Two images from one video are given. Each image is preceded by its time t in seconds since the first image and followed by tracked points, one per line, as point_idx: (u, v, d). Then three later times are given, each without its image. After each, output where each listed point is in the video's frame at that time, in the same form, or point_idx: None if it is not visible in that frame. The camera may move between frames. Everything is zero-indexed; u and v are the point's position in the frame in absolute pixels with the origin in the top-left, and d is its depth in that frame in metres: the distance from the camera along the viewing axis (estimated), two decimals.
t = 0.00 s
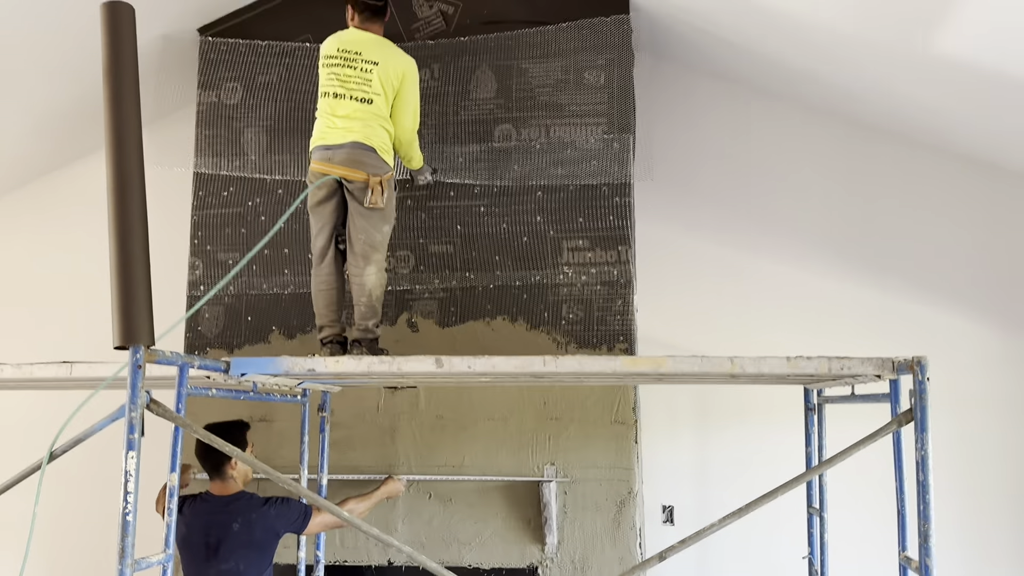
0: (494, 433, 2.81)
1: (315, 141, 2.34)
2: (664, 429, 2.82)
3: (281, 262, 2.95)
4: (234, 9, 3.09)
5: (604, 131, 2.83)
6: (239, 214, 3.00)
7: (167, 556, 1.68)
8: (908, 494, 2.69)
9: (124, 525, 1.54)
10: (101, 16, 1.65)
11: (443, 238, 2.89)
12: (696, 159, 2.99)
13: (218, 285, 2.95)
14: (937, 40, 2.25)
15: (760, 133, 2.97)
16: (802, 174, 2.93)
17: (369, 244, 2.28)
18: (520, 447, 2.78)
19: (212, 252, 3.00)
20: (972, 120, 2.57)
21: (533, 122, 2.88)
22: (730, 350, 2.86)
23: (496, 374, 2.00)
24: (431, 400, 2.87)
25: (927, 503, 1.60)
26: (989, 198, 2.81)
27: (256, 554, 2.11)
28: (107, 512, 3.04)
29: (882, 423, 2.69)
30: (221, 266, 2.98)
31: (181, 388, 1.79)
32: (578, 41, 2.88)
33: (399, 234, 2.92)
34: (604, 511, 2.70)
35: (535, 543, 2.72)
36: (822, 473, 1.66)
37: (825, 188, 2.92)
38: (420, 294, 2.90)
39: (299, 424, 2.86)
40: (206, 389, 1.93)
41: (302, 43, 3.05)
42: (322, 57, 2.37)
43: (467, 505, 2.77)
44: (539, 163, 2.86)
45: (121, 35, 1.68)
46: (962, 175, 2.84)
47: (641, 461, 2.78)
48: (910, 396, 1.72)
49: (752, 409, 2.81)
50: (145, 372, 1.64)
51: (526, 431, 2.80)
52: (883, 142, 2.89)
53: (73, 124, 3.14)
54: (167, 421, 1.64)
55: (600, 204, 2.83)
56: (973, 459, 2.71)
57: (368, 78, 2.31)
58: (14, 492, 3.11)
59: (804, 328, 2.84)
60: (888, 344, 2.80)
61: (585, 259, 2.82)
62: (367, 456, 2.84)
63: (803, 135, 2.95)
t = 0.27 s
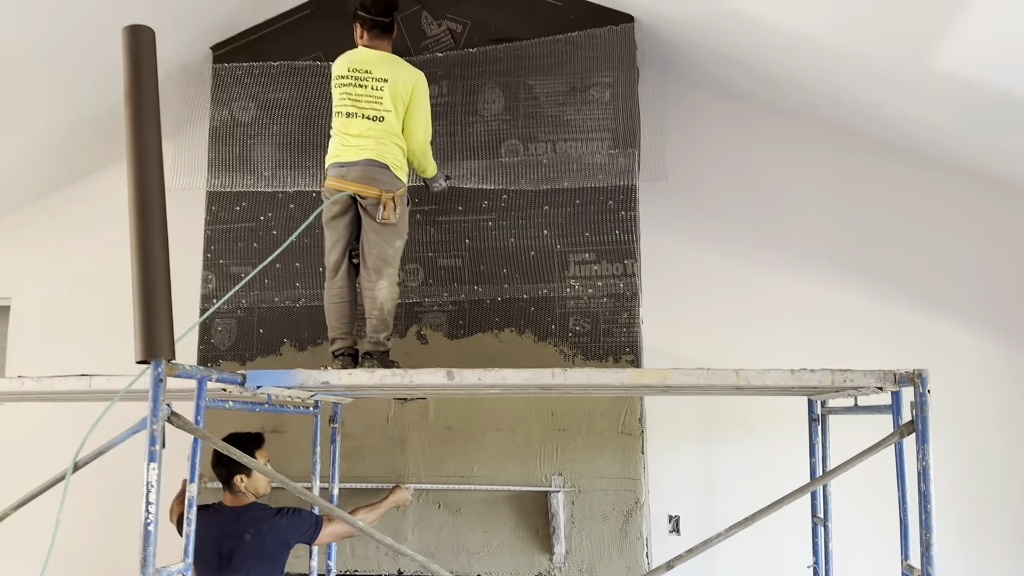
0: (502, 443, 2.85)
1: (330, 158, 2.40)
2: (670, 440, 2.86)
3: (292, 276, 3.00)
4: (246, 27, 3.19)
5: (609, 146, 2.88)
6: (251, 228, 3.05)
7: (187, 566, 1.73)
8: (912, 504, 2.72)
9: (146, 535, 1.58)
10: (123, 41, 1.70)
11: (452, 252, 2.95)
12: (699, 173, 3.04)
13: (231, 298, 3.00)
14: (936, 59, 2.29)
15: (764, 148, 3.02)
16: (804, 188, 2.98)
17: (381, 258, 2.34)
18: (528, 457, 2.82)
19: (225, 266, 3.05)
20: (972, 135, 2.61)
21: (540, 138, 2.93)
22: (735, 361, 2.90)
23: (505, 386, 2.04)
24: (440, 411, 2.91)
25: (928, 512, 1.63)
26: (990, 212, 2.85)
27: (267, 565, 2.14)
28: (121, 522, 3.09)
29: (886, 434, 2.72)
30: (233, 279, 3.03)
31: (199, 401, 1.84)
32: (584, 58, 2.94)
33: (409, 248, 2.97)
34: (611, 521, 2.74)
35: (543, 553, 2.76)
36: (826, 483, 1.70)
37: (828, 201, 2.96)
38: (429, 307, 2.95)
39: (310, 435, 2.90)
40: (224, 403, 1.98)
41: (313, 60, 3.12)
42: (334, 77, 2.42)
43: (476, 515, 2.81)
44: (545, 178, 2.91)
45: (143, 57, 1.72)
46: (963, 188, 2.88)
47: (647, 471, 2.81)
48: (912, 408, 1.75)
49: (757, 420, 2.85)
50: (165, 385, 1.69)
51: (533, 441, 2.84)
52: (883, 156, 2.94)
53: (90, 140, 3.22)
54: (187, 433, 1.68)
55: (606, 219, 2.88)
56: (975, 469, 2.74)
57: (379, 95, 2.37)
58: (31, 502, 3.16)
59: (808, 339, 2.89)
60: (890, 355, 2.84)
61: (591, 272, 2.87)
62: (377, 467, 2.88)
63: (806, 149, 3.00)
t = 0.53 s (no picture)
0: (512, 451, 2.89)
1: (346, 171, 2.45)
2: (677, 447, 2.90)
3: (305, 286, 3.05)
4: (260, 42, 3.27)
5: (617, 158, 2.94)
6: (265, 239, 3.11)
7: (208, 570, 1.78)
8: (917, 510, 2.76)
9: (171, 540, 1.63)
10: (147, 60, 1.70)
11: (462, 262, 3.00)
12: (705, 185, 3.09)
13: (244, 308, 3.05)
14: (937, 74, 2.34)
15: (769, 160, 3.07)
16: (809, 199, 3.03)
17: (397, 269, 2.39)
18: (537, 465, 2.86)
19: (239, 276, 3.10)
20: (973, 148, 2.66)
21: (549, 150, 2.98)
22: (741, 369, 2.95)
23: (517, 395, 2.08)
24: (450, 419, 2.95)
25: (932, 517, 1.67)
26: (993, 223, 2.89)
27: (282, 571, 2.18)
28: (135, 528, 3.14)
29: (891, 441, 2.76)
30: (248, 289, 3.08)
31: (221, 409, 1.88)
32: (592, 73, 3.00)
33: (420, 259, 3.02)
34: (620, 527, 2.78)
35: (553, 559, 2.79)
36: (833, 489, 1.73)
37: (832, 211, 3.01)
38: (440, 317, 3.00)
39: (322, 443, 2.95)
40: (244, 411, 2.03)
41: (326, 75, 3.19)
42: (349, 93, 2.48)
43: (486, 522, 2.85)
44: (554, 189, 2.97)
45: (167, 77, 1.73)
46: (965, 200, 2.92)
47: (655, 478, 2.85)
48: (916, 416, 1.79)
49: (763, 428, 2.89)
50: (189, 393, 1.73)
51: (542, 449, 2.88)
52: (886, 167, 2.99)
53: (105, 151, 3.28)
54: (210, 440, 1.73)
55: (614, 230, 2.93)
56: (980, 477, 2.77)
57: (393, 110, 2.42)
58: (47, 508, 3.21)
59: (813, 348, 2.93)
60: (894, 364, 2.88)
61: (599, 282, 2.91)
62: (389, 474, 2.93)
63: (809, 161, 3.05)
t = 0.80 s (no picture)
0: (519, 455, 2.93)
1: (357, 181, 2.51)
2: (682, 452, 2.94)
3: (315, 292, 3.09)
4: (270, 53, 3.32)
5: (622, 166, 2.98)
6: (275, 247, 3.15)
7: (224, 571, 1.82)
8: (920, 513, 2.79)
9: (190, 542, 1.66)
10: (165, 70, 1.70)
11: (469, 269, 3.04)
12: (709, 192, 3.13)
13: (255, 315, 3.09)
14: (936, 84, 2.38)
15: (771, 168, 3.11)
16: (811, 206, 3.07)
17: (406, 276, 2.43)
18: (545, 469, 2.90)
19: (250, 283, 3.15)
20: (974, 156, 2.70)
21: (555, 159, 3.02)
22: (746, 374, 2.99)
23: (527, 399, 2.12)
24: (458, 424, 2.99)
25: (934, 518, 1.71)
26: (993, 229, 2.93)
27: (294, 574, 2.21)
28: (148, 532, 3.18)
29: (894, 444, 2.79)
30: (258, 296, 3.13)
31: (237, 413, 1.92)
32: (597, 83, 3.05)
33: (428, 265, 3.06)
34: (627, 531, 2.81)
35: (560, 562, 2.83)
36: (837, 492, 1.77)
37: (834, 218, 3.05)
38: (448, 323, 3.04)
39: (332, 447, 2.99)
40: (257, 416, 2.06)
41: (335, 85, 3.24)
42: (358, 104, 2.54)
43: (494, 525, 2.88)
44: (560, 197, 3.01)
45: (185, 85, 1.72)
46: (966, 207, 2.96)
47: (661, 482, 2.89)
48: (918, 419, 1.83)
49: (768, 431, 2.93)
50: (208, 398, 1.76)
51: (550, 453, 2.91)
52: (887, 175, 3.04)
53: (117, 162, 3.33)
54: (227, 444, 1.76)
55: (619, 237, 2.97)
56: (982, 480, 2.80)
57: (400, 121, 2.46)
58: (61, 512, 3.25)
59: (816, 353, 2.97)
60: (896, 368, 2.92)
61: (605, 289, 2.96)
62: (398, 478, 2.96)
63: (812, 169, 3.09)
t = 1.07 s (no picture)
0: (521, 461, 2.96)
1: (359, 191, 2.55)
2: (682, 456, 2.97)
3: (318, 300, 3.12)
4: (274, 64, 3.36)
5: (622, 175, 3.02)
6: (279, 255, 3.19)
7: None
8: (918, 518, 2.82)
9: (199, 547, 1.69)
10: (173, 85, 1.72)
11: (471, 276, 3.07)
12: (708, 200, 3.17)
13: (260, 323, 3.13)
14: (932, 96, 2.42)
15: (770, 176, 3.15)
16: (809, 213, 3.11)
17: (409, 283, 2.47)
18: (546, 474, 2.93)
19: (254, 291, 3.18)
20: (970, 164, 2.73)
21: (556, 167, 3.06)
22: (745, 380, 3.02)
23: (529, 406, 2.15)
24: (461, 430, 3.02)
25: (931, 523, 1.74)
26: (989, 236, 2.97)
27: None
28: (153, 538, 3.21)
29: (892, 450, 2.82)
30: (263, 303, 3.16)
31: (245, 420, 1.94)
32: (597, 92, 3.08)
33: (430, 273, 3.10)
34: (627, 535, 2.84)
35: (561, 567, 2.85)
36: (835, 496, 1.80)
37: (832, 226, 3.09)
38: (450, 330, 3.08)
39: (336, 454, 3.02)
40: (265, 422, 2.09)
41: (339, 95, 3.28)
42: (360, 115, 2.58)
43: (497, 531, 2.91)
44: (561, 206, 3.05)
45: (193, 98, 1.75)
46: (963, 214, 3.00)
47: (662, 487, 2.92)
48: (914, 425, 1.86)
49: (767, 437, 2.96)
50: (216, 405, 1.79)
51: (551, 458, 2.94)
52: (884, 183, 3.07)
53: (123, 171, 3.36)
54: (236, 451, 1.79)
55: (620, 244, 3.01)
56: (979, 484, 2.83)
57: (401, 131, 2.50)
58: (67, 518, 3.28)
59: (815, 359, 3.00)
60: (893, 374, 2.95)
61: (606, 295, 2.99)
62: (401, 484, 2.99)
63: (810, 177, 3.13)
